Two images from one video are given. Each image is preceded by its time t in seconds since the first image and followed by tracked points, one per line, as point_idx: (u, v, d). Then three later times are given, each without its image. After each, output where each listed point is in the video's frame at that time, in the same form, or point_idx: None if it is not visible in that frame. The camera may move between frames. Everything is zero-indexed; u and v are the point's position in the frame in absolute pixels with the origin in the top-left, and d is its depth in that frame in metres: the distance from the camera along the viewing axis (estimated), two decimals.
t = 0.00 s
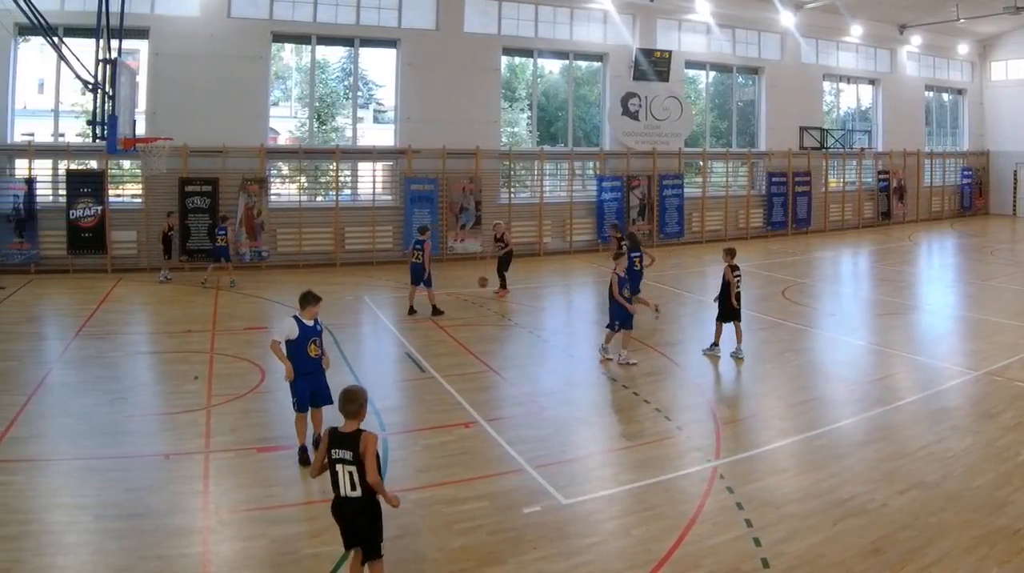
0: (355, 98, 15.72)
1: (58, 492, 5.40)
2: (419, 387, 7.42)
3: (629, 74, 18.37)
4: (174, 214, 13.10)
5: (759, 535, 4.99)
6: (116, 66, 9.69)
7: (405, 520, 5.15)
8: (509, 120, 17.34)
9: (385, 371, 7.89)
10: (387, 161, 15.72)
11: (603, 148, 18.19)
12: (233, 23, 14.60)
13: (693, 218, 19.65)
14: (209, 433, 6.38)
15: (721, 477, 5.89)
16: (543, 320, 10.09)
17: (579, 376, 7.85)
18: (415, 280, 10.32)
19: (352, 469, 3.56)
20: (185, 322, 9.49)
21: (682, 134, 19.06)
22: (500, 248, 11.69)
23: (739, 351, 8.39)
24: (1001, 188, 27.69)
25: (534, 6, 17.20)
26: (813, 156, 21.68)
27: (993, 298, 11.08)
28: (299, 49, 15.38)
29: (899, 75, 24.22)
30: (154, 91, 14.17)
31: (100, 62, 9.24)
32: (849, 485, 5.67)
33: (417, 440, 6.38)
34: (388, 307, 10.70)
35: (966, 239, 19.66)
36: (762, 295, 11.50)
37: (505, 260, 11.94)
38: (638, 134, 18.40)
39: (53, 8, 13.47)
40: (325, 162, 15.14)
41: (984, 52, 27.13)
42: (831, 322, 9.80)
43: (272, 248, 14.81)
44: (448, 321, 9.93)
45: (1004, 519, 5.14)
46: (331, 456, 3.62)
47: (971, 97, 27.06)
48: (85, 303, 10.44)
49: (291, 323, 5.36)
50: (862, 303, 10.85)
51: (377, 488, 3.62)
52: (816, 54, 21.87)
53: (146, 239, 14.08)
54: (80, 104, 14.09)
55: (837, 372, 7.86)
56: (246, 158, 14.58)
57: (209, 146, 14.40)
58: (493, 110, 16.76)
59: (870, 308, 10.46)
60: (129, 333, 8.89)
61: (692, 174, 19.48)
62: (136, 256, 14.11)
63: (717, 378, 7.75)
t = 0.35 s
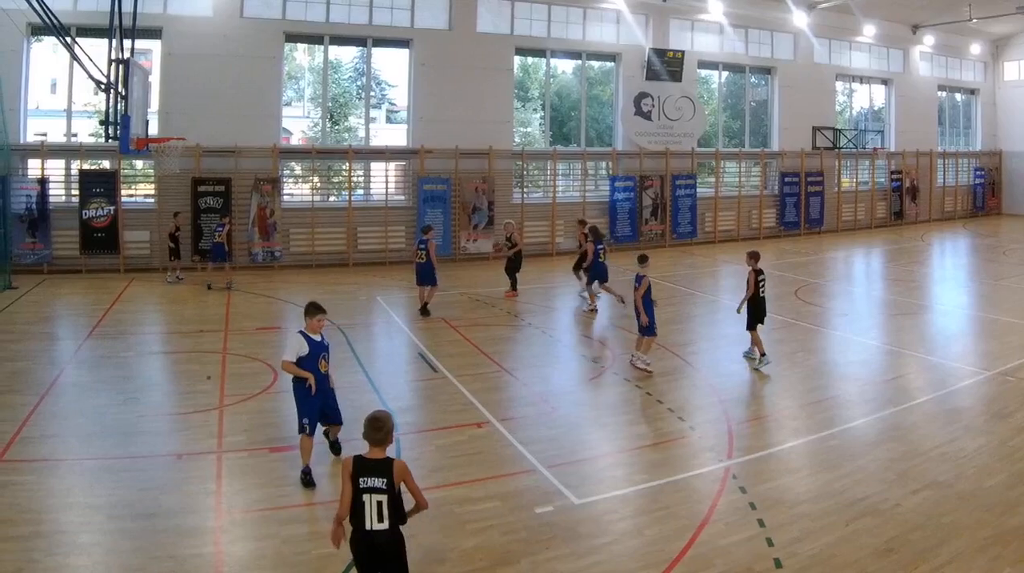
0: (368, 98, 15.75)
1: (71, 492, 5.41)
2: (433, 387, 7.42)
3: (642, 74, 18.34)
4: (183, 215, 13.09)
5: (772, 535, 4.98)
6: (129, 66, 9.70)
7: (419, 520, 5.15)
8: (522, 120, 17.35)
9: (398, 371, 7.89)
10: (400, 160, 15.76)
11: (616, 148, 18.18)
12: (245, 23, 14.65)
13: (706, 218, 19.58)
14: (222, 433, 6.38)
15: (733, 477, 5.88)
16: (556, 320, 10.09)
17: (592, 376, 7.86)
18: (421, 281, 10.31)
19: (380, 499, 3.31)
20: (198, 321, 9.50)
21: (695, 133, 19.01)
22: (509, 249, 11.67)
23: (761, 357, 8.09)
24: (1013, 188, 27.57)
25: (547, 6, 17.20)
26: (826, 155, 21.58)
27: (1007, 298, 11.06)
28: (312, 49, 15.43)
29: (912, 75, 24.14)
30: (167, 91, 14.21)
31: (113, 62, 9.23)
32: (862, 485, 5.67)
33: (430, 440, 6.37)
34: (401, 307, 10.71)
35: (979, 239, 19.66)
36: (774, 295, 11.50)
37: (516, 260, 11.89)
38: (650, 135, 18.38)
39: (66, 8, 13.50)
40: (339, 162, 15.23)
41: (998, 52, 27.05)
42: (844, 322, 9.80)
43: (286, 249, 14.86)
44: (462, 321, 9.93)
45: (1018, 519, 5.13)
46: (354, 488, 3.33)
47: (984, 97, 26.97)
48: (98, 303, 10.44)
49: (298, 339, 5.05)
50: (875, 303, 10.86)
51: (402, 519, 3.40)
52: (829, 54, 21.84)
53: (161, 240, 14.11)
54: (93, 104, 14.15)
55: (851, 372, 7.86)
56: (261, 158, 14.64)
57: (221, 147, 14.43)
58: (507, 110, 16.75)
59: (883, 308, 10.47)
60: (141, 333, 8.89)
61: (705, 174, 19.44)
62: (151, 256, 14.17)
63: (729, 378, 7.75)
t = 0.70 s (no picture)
0: (381, 98, 15.77)
1: (84, 492, 5.40)
2: (445, 387, 7.42)
3: (655, 74, 18.33)
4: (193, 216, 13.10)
5: (785, 535, 4.98)
6: (142, 66, 9.70)
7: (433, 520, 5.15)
8: (535, 120, 17.36)
9: (411, 371, 7.89)
10: (413, 161, 15.75)
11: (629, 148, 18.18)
12: (258, 23, 14.67)
13: (718, 218, 19.52)
14: (234, 433, 6.38)
15: (746, 477, 5.88)
16: (569, 320, 10.09)
17: (604, 376, 7.87)
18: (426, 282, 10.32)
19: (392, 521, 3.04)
20: (211, 321, 9.50)
21: (707, 133, 18.98)
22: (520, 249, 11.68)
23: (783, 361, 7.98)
24: None
25: (560, 6, 17.20)
26: (838, 155, 21.50)
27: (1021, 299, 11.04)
28: (324, 48, 15.46)
29: (925, 74, 24.06)
30: (179, 91, 14.25)
31: (125, 61, 9.23)
32: (874, 486, 5.67)
33: (444, 440, 6.37)
34: (414, 307, 10.71)
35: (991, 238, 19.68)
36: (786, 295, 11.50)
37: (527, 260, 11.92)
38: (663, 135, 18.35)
39: (79, 8, 13.51)
40: (353, 162, 15.25)
41: (1010, 52, 26.97)
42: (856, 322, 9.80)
43: (298, 249, 14.91)
44: (475, 321, 9.94)
45: None
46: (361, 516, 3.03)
47: (996, 97, 26.87)
48: (111, 303, 10.44)
49: (314, 350, 4.86)
50: (887, 303, 10.85)
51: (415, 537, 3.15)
52: (842, 54, 21.82)
53: (174, 239, 14.17)
54: (105, 104, 14.18)
55: (864, 372, 7.86)
56: (273, 158, 14.66)
57: (234, 146, 14.44)
58: (520, 110, 16.75)
59: (895, 308, 10.46)
60: (153, 332, 8.90)
61: (717, 173, 19.39)
62: (164, 257, 14.22)
63: (741, 378, 7.75)
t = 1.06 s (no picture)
0: (393, 98, 15.80)
1: (97, 492, 5.41)
2: (457, 387, 7.42)
3: (667, 74, 18.32)
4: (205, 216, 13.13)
5: (798, 535, 4.98)
6: (155, 66, 9.73)
7: (446, 520, 5.15)
8: (547, 120, 17.36)
9: (424, 372, 7.89)
10: (426, 161, 15.77)
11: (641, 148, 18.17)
12: (271, 23, 14.72)
13: (731, 218, 19.45)
14: (247, 433, 6.39)
15: (758, 477, 5.88)
16: (581, 320, 10.09)
17: (617, 375, 7.87)
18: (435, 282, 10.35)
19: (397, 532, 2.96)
20: (224, 321, 9.51)
21: (719, 133, 18.94)
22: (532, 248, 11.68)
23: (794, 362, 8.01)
24: None
25: (572, 7, 17.22)
26: (851, 155, 21.41)
27: None
28: (337, 49, 15.48)
29: (938, 74, 23.97)
30: (192, 91, 14.30)
31: (139, 61, 9.25)
32: (886, 486, 5.67)
33: (457, 440, 6.37)
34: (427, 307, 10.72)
35: (1004, 239, 19.60)
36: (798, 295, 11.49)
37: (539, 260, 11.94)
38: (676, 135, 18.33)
39: (92, 8, 13.54)
40: (365, 162, 15.26)
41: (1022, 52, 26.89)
42: (869, 322, 9.80)
43: (311, 249, 14.93)
44: (487, 321, 9.94)
45: None
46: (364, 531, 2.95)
47: (1009, 97, 26.74)
48: (123, 303, 10.45)
49: (322, 359, 4.75)
50: (900, 303, 10.84)
51: (423, 552, 3.04)
52: (854, 54, 21.78)
53: (186, 239, 14.18)
54: (118, 104, 14.23)
55: (877, 372, 7.86)
56: (286, 158, 14.70)
57: (247, 146, 14.50)
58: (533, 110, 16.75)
59: (908, 308, 10.46)
60: (165, 332, 8.90)
61: (730, 173, 19.33)
62: (176, 257, 14.24)
63: (753, 378, 7.75)
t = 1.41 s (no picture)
0: (406, 98, 15.80)
1: (110, 492, 5.41)
2: (470, 387, 7.43)
3: (680, 74, 18.32)
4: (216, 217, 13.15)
5: (810, 535, 4.98)
6: (168, 66, 9.73)
7: (460, 520, 5.14)
8: (560, 120, 17.37)
9: (437, 372, 7.89)
10: (438, 161, 15.78)
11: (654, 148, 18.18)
12: (284, 23, 14.72)
13: (744, 218, 19.45)
14: (260, 433, 6.39)
15: (771, 477, 5.88)
16: (593, 320, 10.09)
17: (630, 375, 7.88)
18: (441, 283, 10.30)
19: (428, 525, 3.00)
20: (236, 321, 9.52)
21: (732, 133, 18.92)
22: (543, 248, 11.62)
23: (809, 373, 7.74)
24: None
25: (585, 7, 17.20)
26: (863, 155, 21.38)
27: None
28: (350, 49, 15.49)
29: (951, 74, 23.91)
30: (204, 92, 14.32)
31: (152, 61, 9.25)
32: (898, 485, 5.67)
33: (470, 440, 6.38)
34: (440, 307, 10.74)
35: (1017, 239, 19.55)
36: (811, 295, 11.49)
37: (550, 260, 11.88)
38: (689, 134, 18.43)
39: (105, 8, 13.56)
40: (377, 162, 15.27)
41: None
42: (881, 322, 9.81)
43: (323, 249, 14.96)
44: (499, 321, 9.94)
45: None
46: (395, 523, 2.99)
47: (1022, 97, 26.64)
48: (136, 303, 10.45)
49: (321, 364, 4.65)
50: (913, 303, 10.83)
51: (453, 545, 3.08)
52: (867, 54, 21.74)
53: (199, 239, 14.20)
54: (131, 104, 14.25)
55: (890, 372, 7.87)
56: (298, 157, 14.73)
57: (259, 147, 14.52)
58: (545, 110, 16.74)
59: (920, 309, 10.46)
60: (177, 332, 8.91)
61: (743, 173, 19.32)
62: (189, 256, 14.26)
63: (764, 378, 7.75)
